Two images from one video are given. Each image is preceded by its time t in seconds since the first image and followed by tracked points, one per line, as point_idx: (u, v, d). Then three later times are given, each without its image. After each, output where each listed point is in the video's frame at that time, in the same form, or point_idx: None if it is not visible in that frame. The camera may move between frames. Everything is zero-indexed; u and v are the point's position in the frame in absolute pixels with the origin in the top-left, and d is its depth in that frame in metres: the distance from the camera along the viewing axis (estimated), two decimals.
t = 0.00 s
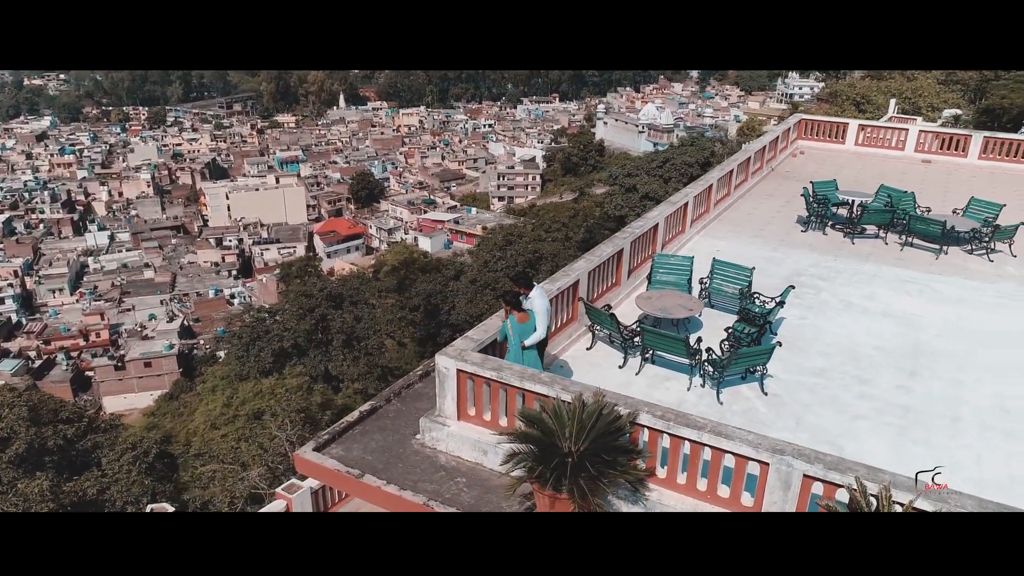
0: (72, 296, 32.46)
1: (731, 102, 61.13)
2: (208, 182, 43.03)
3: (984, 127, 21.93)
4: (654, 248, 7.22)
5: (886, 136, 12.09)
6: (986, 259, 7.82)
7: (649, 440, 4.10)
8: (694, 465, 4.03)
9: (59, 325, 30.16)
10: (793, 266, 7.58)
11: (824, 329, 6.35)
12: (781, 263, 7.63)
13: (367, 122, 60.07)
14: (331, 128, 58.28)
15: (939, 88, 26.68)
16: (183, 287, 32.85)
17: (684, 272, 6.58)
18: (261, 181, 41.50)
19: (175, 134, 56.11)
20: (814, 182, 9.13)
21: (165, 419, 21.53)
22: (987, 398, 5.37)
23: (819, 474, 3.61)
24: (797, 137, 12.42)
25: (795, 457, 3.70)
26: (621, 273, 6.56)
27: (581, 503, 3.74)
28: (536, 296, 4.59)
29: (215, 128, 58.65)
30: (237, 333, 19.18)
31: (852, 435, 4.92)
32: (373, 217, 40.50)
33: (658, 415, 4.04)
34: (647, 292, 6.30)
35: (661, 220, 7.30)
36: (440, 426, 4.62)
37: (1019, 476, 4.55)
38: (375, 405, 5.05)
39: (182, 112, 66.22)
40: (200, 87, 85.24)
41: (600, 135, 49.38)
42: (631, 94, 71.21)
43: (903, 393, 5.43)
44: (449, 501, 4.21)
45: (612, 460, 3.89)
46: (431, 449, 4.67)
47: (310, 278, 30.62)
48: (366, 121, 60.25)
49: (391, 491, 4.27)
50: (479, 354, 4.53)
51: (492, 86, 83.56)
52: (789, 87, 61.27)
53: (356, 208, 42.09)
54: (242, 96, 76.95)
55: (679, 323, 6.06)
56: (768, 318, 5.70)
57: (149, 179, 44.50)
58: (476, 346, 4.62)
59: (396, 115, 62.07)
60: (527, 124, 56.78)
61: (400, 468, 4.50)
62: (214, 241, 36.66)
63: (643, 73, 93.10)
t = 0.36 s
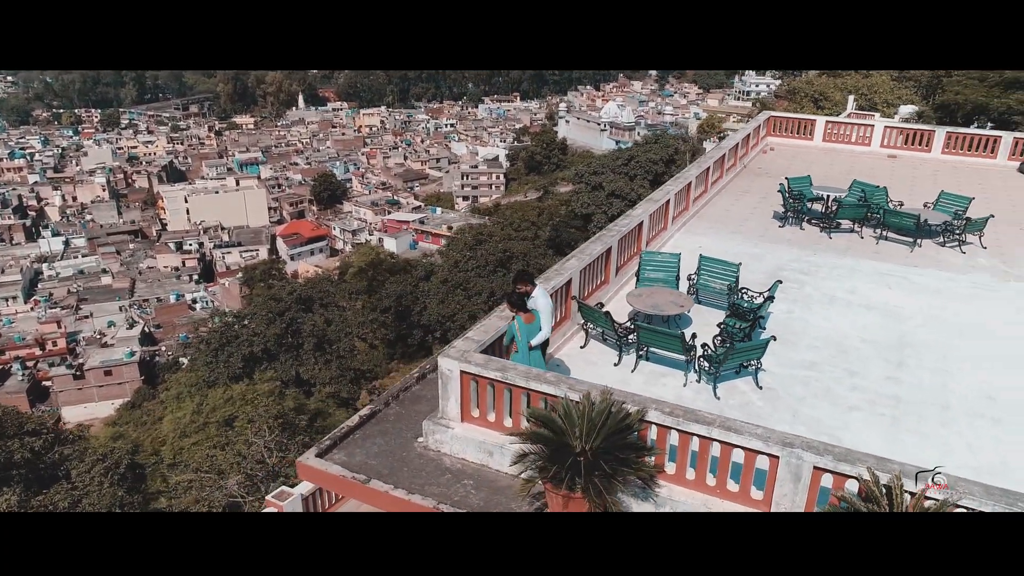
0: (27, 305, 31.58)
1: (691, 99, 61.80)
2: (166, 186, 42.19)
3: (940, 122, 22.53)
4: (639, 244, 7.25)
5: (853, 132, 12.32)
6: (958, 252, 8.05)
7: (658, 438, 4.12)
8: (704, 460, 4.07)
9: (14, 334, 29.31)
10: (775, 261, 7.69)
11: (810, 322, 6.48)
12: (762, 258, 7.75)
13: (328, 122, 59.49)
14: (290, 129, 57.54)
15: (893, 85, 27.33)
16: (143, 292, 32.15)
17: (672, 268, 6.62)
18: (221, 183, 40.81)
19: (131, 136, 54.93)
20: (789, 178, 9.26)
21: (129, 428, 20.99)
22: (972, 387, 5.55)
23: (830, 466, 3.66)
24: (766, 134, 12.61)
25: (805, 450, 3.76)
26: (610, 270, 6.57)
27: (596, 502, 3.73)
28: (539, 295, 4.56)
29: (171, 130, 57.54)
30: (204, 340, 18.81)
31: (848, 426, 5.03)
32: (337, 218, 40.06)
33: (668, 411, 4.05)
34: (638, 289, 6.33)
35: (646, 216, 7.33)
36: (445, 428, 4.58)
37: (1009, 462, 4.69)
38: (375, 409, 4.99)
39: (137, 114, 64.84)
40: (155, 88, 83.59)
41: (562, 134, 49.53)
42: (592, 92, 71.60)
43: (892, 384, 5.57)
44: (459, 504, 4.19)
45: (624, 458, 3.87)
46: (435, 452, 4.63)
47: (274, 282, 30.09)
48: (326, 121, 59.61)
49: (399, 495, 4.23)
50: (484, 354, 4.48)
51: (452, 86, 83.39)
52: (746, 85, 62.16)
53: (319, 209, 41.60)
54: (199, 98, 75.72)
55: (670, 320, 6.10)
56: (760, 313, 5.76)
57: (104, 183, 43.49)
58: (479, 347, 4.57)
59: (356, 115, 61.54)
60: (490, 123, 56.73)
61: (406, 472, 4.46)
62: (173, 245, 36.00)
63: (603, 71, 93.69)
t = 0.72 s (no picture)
0: None
1: (649, 97, 62.41)
2: (119, 190, 41.22)
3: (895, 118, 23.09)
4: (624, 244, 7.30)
5: (820, 129, 12.63)
6: (929, 244, 8.29)
7: (666, 435, 4.15)
8: (711, 456, 4.11)
9: None
10: (755, 256, 7.81)
11: (794, 315, 6.59)
12: (742, 253, 7.87)
13: (285, 123, 58.73)
14: (247, 130, 56.64)
15: (848, 81, 27.94)
16: (97, 299, 31.32)
17: (657, 267, 6.67)
18: (177, 187, 39.98)
19: (81, 140, 53.57)
20: (763, 174, 9.41)
21: (88, 439, 20.45)
22: (954, 376, 5.71)
23: (839, 456, 3.74)
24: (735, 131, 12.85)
25: (812, 442, 3.82)
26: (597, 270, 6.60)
27: (612, 501, 3.73)
28: (542, 297, 4.65)
29: (123, 133, 56.27)
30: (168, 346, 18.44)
31: (841, 417, 5.13)
32: (297, 220, 39.54)
33: (676, 408, 4.09)
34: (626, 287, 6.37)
35: (630, 216, 7.40)
36: (448, 432, 4.55)
37: (997, 448, 4.83)
38: (374, 414, 4.95)
39: (87, 117, 63.30)
40: (105, 90, 81.70)
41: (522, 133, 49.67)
42: (551, 91, 71.89)
43: (879, 375, 5.70)
44: (468, 507, 4.17)
45: (636, 457, 3.86)
46: (438, 456, 4.60)
47: (232, 288, 29.56)
48: (284, 122, 58.82)
49: (407, 500, 4.17)
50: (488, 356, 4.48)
51: (411, 85, 82.97)
52: (702, 83, 62.98)
53: (278, 212, 40.97)
54: (152, 100, 74.24)
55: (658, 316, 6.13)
56: (749, 309, 5.82)
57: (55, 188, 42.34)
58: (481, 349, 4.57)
59: (314, 115, 60.88)
60: (450, 122, 56.58)
61: (411, 477, 4.42)
62: (129, 250, 35.25)
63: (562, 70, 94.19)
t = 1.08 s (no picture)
0: None
1: (604, 95, 62.97)
2: (69, 195, 40.15)
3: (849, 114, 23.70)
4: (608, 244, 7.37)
5: (783, 125, 12.88)
6: (898, 236, 8.52)
7: (673, 432, 4.18)
8: (718, 453, 4.15)
9: None
10: (734, 251, 7.92)
11: (777, 310, 6.70)
12: (721, 249, 7.98)
13: (240, 125, 57.86)
14: (200, 133, 55.60)
15: (801, 78, 28.55)
16: (48, 308, 30.46)
17: (643, 265, 6.73)
18: (129, 191, 39.11)
19: (27, 144, 52.13)
20: (735, 171, 9.56)
21: (43, 452, 19.87)
22: (936, 365, 5.85)
23: (845, 448, 3.80)
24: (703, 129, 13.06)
25: (819, 436, 3.87)
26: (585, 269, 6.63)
27: (626, 501, 3.74)
28: (542, 299, 4.71)
29: (71, 137, 54.87)
30: (128, 354, 18.01)
31: (833, 409, 5.23)
32: (253, 223, 38.91)
33: (683, 406, 4.12)
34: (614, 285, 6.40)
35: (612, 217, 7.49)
36: (453, 436, 4.51)
37: (985, 435, 4.96)
38: (373, 420, 4.88)
39: (32, 121, 61.59)
40: (51, 93, 79.61)
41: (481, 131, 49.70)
42: (508, 91, 72.15)
43: (864, 366, 5.82)
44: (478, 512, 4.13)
45: (647, 456, 3.88)
46: (442, 460, 4.56)
47: (189, 293, 28.90)
48: (237, 124, 57.87)
49: (418, 506, 4.12)
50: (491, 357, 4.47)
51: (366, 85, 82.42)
52: (656, 81, 63.74)
53: (234, 215, 40.30)
54: (100, 103, 72.58)
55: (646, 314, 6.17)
56: (737, 304, 5.90)
57: None
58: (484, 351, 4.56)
59: (269, 117, 60.09)
60: (407, 121, 56.35)
61: (417, 482, 4.36)
62: (80, 257, 34.40)
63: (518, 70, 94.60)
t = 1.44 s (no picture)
0: None
1: (560, 93, 63.21)
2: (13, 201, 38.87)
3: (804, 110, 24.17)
4: (591, 243, 7.39)
5: (748, 122, 13.06)
6: (868, 230, 8.72)
7: (678, 430, 4.19)
8: (723, 448, 4.18)
9: None
10: (712, 248, 8.01)
11: (760, 305, 6.79)
12: (699, 245, 8.06)
13: (191, 127, 56.71)
14: (150, 136, 54.35)
15: (756, 75, 29.05)
16: None
17: (627, 263, 6.75)
18: (77, 197, 38.04)
19: None
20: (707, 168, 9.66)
21: None
22: (918, 356, 5.99)
23: (850, 441, 3.85)
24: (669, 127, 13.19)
25: (824, 429, 3.91)
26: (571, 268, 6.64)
27: (638, 501, 3.74)
28: (539, 301, 4.68)
29: (13, 141, 53.17)
30: (87, 364, 17.50)
31: (824, 401, 5.31)
32: (208, 227, 38.12)
33: (688, 404, 4.14)
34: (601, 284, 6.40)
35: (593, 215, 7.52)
36: (456, 441, 4.46)
37: (972, 423, 5.08)
38: (370, 427, 4.81)
39: None
40: None
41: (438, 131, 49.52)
42: (464, 90, 72.00)
43: (849, 358, 5.93)
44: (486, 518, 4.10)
45: (657, 456, 3.88)
46: (443, 466, 4.51)
47: (144, 301, 28.16)
48: (189, 126, 56.70)
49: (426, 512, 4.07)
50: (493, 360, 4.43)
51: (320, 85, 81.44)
52: (611, 79, 64.07)
53: (187, 219, 39.44)
54: (44, 106, 70.49)
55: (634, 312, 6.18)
56: (726, 299, 5.93)
57: None
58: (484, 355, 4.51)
59: (222, 118, 59.03)
60: (364, 122, 55.86)
61: (421, 489, 4.31)
62: (27, 265, 33.33)
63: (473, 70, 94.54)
